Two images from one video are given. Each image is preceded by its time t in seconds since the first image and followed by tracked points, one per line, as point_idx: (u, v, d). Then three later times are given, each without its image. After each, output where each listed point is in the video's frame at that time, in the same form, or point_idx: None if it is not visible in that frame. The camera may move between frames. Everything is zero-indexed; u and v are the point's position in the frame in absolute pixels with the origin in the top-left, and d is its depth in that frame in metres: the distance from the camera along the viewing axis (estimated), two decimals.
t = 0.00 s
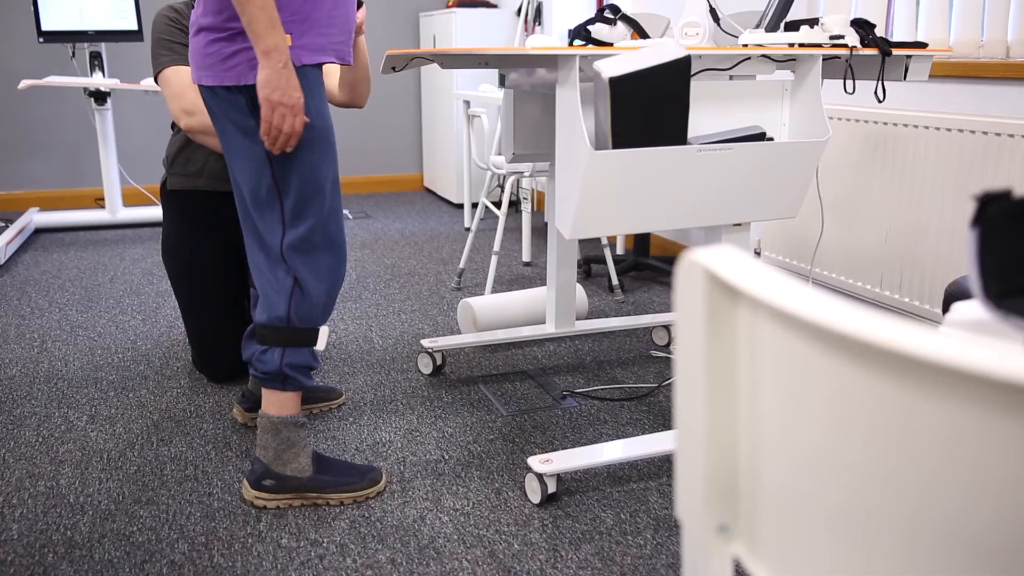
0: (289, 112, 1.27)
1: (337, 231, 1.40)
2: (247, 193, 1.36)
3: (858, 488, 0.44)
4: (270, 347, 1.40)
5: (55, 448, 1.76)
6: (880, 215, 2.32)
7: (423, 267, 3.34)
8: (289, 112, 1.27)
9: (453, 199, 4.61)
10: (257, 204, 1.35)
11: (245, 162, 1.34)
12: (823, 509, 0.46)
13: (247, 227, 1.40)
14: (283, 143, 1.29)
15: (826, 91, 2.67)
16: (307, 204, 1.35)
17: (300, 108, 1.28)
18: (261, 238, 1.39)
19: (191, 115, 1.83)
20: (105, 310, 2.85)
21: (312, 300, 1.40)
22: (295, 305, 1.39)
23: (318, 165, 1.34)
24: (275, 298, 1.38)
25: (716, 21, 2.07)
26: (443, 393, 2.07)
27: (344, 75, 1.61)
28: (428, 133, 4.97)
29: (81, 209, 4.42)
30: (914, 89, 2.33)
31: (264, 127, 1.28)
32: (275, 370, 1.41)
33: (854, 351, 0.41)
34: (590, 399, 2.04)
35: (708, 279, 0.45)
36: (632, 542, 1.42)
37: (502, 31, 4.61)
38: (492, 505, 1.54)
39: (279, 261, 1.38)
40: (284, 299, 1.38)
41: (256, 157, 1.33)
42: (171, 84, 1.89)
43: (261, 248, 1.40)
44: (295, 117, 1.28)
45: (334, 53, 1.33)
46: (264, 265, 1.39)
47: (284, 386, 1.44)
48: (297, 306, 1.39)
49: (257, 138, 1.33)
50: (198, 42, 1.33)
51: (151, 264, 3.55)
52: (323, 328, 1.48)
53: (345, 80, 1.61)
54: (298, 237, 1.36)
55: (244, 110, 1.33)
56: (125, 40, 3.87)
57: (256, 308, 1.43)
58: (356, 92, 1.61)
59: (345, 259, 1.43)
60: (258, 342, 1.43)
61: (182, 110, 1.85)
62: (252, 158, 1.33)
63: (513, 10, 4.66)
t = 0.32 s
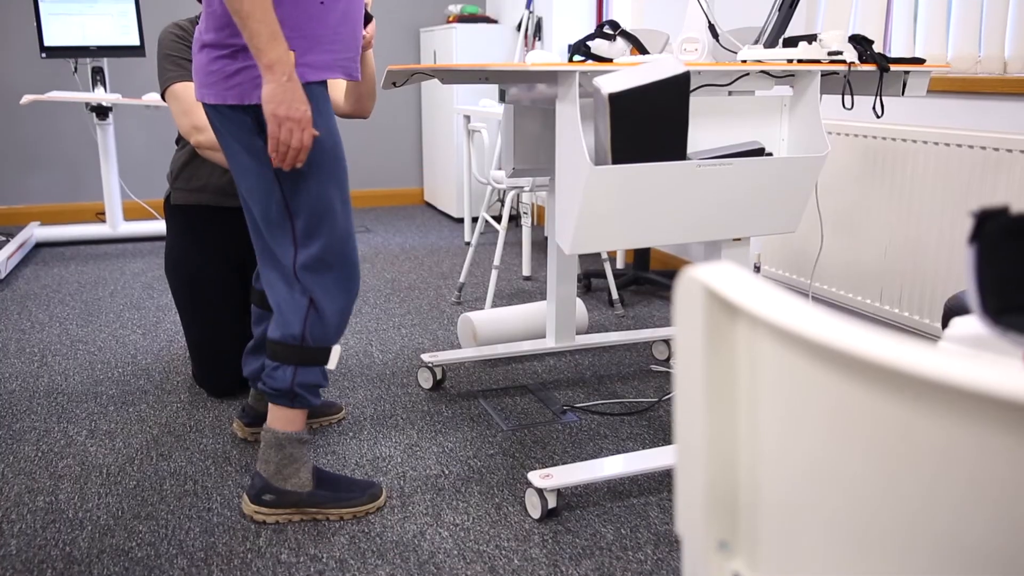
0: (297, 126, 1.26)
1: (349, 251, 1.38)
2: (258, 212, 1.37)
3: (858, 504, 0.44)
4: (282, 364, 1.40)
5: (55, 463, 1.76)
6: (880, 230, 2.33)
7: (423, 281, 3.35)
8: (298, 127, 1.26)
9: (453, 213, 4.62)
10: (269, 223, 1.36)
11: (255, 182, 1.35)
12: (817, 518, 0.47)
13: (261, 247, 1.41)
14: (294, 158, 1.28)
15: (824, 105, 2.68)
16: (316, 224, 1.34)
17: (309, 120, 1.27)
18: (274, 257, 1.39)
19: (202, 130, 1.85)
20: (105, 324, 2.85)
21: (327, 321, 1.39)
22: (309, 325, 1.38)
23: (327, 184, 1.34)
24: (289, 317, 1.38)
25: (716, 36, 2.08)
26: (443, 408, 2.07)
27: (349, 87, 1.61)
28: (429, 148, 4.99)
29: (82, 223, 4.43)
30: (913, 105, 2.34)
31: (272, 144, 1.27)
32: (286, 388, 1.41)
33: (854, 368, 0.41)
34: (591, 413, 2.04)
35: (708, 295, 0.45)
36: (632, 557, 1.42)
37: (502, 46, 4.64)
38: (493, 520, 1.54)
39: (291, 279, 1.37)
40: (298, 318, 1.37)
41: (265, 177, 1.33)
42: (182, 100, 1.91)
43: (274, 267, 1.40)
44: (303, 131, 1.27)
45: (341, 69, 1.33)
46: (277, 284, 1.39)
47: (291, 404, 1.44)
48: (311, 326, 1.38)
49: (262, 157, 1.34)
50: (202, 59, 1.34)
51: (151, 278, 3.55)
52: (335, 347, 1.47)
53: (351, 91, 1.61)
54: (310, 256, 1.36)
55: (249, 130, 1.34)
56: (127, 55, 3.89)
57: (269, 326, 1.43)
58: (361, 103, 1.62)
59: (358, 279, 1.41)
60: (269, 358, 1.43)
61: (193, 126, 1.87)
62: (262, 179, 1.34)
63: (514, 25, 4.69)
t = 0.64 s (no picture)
0: (290, 159, 1.25)
1: (365, 284, 1.40)
2: (277, 245, 1.36)
3: (852, 510, 0.44)
4: (295, 398, 1.40)
5: (54, 481, 1.76)
6: (879, 247, 2.34)
7: (423, 298, 3.35)
8: (291, 160, 1.25)
9: (454, 230, 4.64)
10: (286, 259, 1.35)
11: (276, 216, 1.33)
12: (818, 525, 0.46)
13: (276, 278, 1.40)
14: (284, 193, 1.27)
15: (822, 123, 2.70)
16: (337, 258, 1.34)
17: (303, 155, 1.26)
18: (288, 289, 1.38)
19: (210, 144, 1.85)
20: (105, 340, 2.85)
21: (345, 354, 1.41)
22: (328, 360, 1.39)
23: (344, 217, 1.33)
24: (308, 352, 1.38)
25: (716, 54, 2.07)
26: (444, 425, 2.07)
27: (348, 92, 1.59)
28: (429, 165, 5.01)
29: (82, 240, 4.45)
30: (911, 122, 2.36)
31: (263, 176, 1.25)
32: (298, 420, 1.41)
33: (849, 386, 0.41)
34: (591, 431, 2.04)
35: (707, 315, 0.46)
36: None
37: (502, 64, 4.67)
38: (493, 538, 1.53)
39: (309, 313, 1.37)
40: (317, 352, 1.38)
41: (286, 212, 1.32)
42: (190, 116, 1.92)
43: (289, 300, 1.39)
44: (297, 165, 1.26)
45: (360, 89, 1.33)
46: (293, 317, 1.38)
47: (301, 433, 1.44)
48: (330, 360, 1.40)
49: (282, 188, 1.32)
50: (211, 77, 1.33)
51: (152, 294, 3.56)
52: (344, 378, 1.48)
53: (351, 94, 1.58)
54: (330, 292, 1.36)
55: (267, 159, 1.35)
56: (129, 73, 3.92)
57: (280, 356, 1.43)
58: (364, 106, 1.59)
59: (371, 308, 1.43)
60: (280, 391, 1.42)
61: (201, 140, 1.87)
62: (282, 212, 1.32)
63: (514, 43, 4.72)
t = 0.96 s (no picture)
0: (386, 140, 1.23)
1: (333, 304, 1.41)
2: (249, 260, 1.33)
3: (852, 510, 0.43)
4: (271, 423, 1.39)
5: (54, 500, 1.75)
6: (879, 267, 2.34)
7: (424, 316, 3.36)
8: (387, 141, 1.23)
9: (455, 248, 4.65)
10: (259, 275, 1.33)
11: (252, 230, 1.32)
12: (818, 529, 0.45)
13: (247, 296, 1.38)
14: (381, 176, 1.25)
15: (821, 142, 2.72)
16: (314, 275, 1.34)
17: (395, 134, 1.25)
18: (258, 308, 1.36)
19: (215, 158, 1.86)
20: (107, 359, 2.85)
21: (314, 376, 1.40)
22: (298, 384, 1.38)
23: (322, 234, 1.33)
24: (276, 374, 1.36)
25: (715, 74, 2.09)
26: (444, 444, 2.06)
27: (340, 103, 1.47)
28: (431, 184, 5.04)
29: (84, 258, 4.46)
30: (909, 141, 2.37)
31: (360, 161, 1.23)
32: (279, 446, 1.41)
33: (845, 408, 0.41)
34: (591, 449, 2.03)
35: (706, 336, 0.46)
36: None
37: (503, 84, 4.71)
38: (493, 558, 1.53)
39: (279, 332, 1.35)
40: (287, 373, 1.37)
41: (264, 224, 1.30)
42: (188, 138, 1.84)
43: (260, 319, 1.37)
44: (391, 145, 1.24)
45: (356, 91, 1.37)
46: (263, 336, 1.36)
47: (284, 457, 1.43)
48: (300, 384, 1.38)
49: (261, 199, 1.30)
50: (199, 79, 1.29)
51: (153, 312, 3.56)
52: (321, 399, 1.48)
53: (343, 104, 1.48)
54: (305, 309, 1.35)
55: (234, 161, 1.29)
56: (131, 92, 3.95)
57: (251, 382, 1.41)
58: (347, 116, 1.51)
59: (336, 329, 1.45)
60: (257, 417, 1.41)
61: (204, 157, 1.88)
62: (258, 228, 1.31)
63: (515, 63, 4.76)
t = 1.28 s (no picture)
0: (394, 160, 1.27)
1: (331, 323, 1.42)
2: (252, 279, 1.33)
3: (854, 528, 0.43)
4: (270, 445, 1.40)
5: (54, 518, 1.75)
6: (880, 285, 2.35)
7: (426, 334, 3.36)
8: (395, 160, 1.27)
9: (457, 265, 4.66)
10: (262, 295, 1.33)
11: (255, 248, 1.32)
12: (821, 534, 0.45)
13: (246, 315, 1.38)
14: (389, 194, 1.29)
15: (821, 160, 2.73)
16: (316, 295, 1.35)
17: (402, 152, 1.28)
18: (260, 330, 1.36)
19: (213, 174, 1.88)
20: (108, 377, 2.85)
21: (313, 397, 1.42)
22: (297, 405, 1.39)
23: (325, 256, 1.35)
24: (278, 394, 1.38)
25: (716, 93, 2.09)
26: (446, 462, 2.06)
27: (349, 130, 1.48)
28: (433, 202, 5.06)
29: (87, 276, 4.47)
30: (910, 160, 2.38)
31: (370, 180, 1.26)
32: (279, 468, 1.41)
33: (845, 429, 0.40)
34: (593, 468, 2.03)
35: (707, 356, 0.46)
36: None
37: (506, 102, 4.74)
38: None
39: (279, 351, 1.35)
40: (288, 393, 1.38)
41: (269, 242, 1.30)
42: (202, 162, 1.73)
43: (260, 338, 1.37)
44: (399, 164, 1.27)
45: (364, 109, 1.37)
46: (263, 356, 1.37)
47: (285, 479, 1.43)
48: (299, 405, 1.40)
49: (268, 217, 1.30)
50: (207, 96, 1.30)
51: (155, 330, 3.56)
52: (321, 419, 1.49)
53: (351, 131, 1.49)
54: (306, 328, 1.35)
55: (235, 173, 1.29)
56: (135, 111, 3.98)
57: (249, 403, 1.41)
58: (352, 142, 1.52)
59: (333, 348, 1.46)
60: (257, 440, 1.41)
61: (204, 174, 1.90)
62: (263, 247, 1.31)
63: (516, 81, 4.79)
